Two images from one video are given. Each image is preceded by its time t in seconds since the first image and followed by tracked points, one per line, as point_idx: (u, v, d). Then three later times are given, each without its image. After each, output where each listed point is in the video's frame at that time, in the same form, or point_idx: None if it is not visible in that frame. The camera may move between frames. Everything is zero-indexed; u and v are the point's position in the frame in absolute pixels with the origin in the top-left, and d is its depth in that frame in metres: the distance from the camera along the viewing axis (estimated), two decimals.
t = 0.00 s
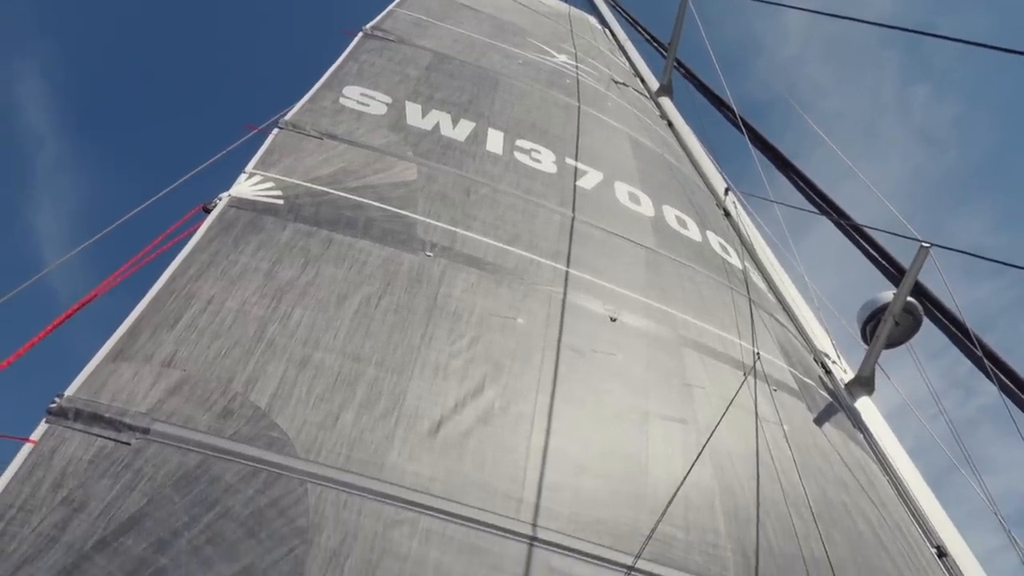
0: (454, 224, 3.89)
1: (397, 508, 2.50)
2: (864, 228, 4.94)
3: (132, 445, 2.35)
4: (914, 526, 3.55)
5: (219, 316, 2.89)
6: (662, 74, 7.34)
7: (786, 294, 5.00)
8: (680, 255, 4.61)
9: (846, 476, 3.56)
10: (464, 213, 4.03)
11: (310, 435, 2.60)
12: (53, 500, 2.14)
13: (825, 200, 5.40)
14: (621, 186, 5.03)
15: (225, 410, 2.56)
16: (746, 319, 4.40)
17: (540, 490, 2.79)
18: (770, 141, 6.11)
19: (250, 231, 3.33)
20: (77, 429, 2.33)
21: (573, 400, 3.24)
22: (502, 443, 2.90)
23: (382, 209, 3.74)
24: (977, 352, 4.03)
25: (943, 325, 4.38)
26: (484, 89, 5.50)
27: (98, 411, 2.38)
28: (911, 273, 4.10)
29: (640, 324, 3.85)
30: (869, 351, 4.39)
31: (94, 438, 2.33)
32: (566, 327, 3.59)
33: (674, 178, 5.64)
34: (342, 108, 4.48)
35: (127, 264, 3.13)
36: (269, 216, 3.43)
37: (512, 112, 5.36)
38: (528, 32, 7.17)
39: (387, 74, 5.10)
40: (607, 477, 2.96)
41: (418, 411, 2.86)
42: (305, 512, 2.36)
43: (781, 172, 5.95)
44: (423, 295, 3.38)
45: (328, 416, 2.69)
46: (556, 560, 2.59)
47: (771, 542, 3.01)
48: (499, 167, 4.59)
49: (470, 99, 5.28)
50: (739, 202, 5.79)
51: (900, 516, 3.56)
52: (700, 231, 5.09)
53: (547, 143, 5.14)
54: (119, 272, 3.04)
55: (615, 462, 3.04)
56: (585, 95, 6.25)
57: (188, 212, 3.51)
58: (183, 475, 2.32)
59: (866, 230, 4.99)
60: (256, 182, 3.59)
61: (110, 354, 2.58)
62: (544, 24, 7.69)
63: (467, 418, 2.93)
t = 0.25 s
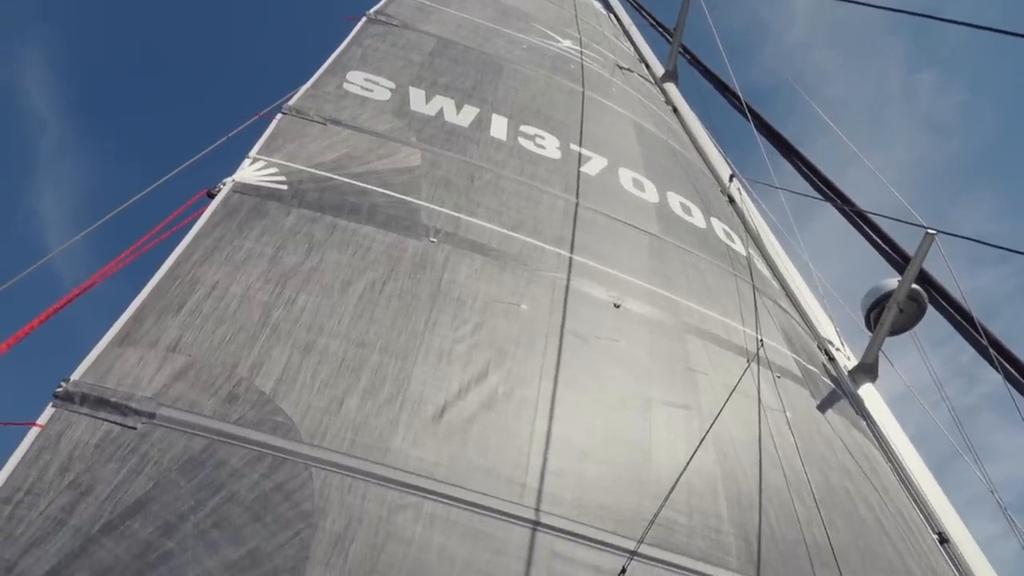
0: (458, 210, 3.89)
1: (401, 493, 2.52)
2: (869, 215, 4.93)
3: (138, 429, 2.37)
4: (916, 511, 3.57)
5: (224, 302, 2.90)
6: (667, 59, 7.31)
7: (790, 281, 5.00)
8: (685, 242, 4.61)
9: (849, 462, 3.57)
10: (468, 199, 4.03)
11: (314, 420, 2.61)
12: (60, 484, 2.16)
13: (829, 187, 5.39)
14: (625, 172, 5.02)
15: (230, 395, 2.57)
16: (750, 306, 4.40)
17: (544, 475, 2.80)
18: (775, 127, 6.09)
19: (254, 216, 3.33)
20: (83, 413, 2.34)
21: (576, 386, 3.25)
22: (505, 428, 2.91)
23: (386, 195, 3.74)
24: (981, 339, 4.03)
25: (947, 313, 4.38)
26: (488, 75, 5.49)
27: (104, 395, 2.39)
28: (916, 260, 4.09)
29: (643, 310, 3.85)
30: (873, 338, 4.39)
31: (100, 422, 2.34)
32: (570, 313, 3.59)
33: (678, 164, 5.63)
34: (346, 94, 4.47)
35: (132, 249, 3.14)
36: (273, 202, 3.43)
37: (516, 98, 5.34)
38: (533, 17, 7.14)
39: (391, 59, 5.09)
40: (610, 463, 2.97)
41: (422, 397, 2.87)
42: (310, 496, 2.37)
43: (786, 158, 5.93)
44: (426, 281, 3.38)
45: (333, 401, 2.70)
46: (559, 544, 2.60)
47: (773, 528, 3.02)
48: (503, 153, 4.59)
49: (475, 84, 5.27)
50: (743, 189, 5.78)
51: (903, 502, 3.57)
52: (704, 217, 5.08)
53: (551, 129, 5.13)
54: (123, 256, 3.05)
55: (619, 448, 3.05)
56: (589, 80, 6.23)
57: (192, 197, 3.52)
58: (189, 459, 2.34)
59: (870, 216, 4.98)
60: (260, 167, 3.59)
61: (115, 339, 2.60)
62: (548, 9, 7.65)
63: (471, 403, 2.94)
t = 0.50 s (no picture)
0: (463, 192, 3.89)
1: (405, 473, 2.53)
2: (874, 198, 4.91)
3: (145, 410, 2.38)
4: (919, 494, 3.58)
5: (229, 283, 2.90)
6: (673, 40, 7.27)
7: (794, 264, 4.99)
8: (689, 225, 4.60)
9: (852, 445, 3.58)
10: (473, 181, 4.02)
11: (319, 401, 2.62)
12: (67, 463, 2.18)
13: (835, 169, 5.37)
14: (630, 155, 5.01)
15: (235, 376, 2.58)
16: (754, 289, 4.40)
17: (548, 456, 2.82)
18: (780, 109, 6.07)
19: (259, 198, 3.33)
20: (90, 393, 2.36)
21: (580, 369, 3.25)
22: (509, 410, 2.92)
23: (390, 176, 3.74)
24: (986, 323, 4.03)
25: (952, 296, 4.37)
26: (492, 56, 5.46)
27: (110, 375, 2.41)
28: (921, 244, 4.08)
29: (647, 293, 3.85)
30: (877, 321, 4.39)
31: (106, 402, 2.36)
32: (574, 295, 3.60)
33: (683, 147, 5.61)
34: (350, 75, 4.46)
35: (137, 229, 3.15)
36: (277, 183, 3.43)
37: (520, 80, 5.32)
38: None
39: (395, 40, 5.06)
40: (613, 444, 2.99)
41: (426, 378, 2.88)
42: (315, 477, 2.39)
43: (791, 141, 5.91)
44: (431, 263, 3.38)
45: (338, 383, 2.71)
46: (563, 525, 2.62)
47: (775, 509, 3.04)
48: (507, 135, 4.58)
49: (479, 66, 5.25)
50: (748, 172, 5.76)
51: (905, 484, 3.58)
52: (709, 200, 5.07)
53: (556, 111, 5.11)
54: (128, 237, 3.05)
55: (622, 430, 3.07)
56: (594, 62, 6.20)
57: (196, 179, 3.52)
58: (195, 439, 2.35)
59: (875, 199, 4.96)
60: (264, 149, 3.59)
61: (121, 320, 2.61)
62: None
63: (475, 385, 2.95)
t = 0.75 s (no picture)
0: (466, 173, 3.88)
1: (409, 453, 2.55)
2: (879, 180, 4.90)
3: (150, 389, 2.40)
4: (919, 476, 3.60)
5: (233, 264, 2.91)
6: (678, 20, 7.22)
7: (798, 246, 4.99)
8: (693, 206, 4.59)
9: (854, 426, 3.59)
10: (476, 162, 4.01)
11: (324, 381, 2.63)
12: (74, 441, 2.19)
13: (839, 151, 5.35)
14: (634, 136, 4.99)
15: (240, 355, 2.59)
16: (758, 271, 4.40)
17: (551, 437, 2.83)
18: (786, 90, 6.04)
19: (262, 178, 3.33)
20: (96, 372, 2.37)
21: (583, 350, 3.26)
22: (512, 390, 2.93)
23: (394, 157, 3.73)
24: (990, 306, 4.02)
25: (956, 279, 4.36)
26: (496, 36, 5.43)
27: (115, 354, 2.42)
28: (926, 226, 4.07)
29: (651, 274, 3.85)
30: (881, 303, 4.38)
31: (112, 381, 2.37)
32: (577, 276, 3.60)
33: (687, 128, 5.59)
34: (353, 55, 4.44)
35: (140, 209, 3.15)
36: (281, 164, 3.42)
37: (524, 60, 5.30)
38: None
39: (398, 20, 5.04)
40: (616, 425, 3.00)
41: (430, 359, 2.89)
42: (320, 456, 2.40)
43: (796, 121, 5.88)
44: (434, 244, 3.38)
45: (342, 363, 2.72)
46: (565, 505, 2.63)
47: (777, 489, 3.05)
48: (511, 116, 4.56)
49: (483, 46, 5.22)
50: (753, 153, 5.74)
51: (906, 466, 3.59)
52: (713, 181, 5.06)
53: (560, 91, 5.09)
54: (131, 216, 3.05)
55: (625, 411, 3.08)
56: (598, 42, 6.16)
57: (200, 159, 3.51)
58: (200, 418, 2.36)
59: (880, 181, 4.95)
60: (267, 129, 3.58)
61: (126, 299, 2.62)
62: None
63: (478, 365, 2.96)
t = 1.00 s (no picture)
0: (469, 152, 3.87)
1: (412, 431, 2.56)
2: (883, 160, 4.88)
3: (154, 366, 2.41)
4: (919, 455, 3.62)
5: (235, 242, 2.91)
6: None
7: (801, 226, 4.98)
8: (696, 186, 4.58)
9: (855, 406, 3.60)
10: (479, 140, 4.00)
11: (327, 359, 2.64)
12: (79, 418, 2.21)
13: (844, 130, 5.33)
14: (637, 115, 4.97)
15: (243, 333, 2.60)
16: (761, 251, 4.39)
17: (553, 415, 2.84)
18: (790, 69, 6.00)
19: (265, 156, 3.32)
20: (100, 349, 2.39)
21: (585, 329, 3.26)
22: (515, 369, 2.94)
23: (396, 135, 3.72)
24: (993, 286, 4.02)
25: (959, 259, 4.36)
26: (499, 13, 5.40)
27: (119, 332, 2.43)
28: (930, 206, 4.06)
29: (653, 254, 3.85)
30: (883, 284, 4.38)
31: (116, 359, 2.38)
32: (579, 255, 3.60)
33: (691, 106, 5.56)
34: (355, 32, 4.41)
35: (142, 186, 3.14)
36: (283, 142, 3.42)
37: (528, 37, 5.26)
38: None
39: None
40: (618, 404, 3.01)
41: (432, 337, 2.89)
42: (323, 433, 2.42)
43: (800, 100, 5.85)
44: (437, 223, 3.38)
45: (345, 341, 2.73)
46: (567, 483, 2.65)
47: (777, 468, 3.07)
48: (514, 94, 4.54)
49: (486, 23, 5.19)
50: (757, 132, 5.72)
51: (906, 446, 3.61)
52: (717, 160, 5.04)
53: (563, 69, 5.06)
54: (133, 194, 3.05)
55: (627, 389, 3.08)
56: (602, 19, 6.12)
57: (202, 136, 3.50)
58: (204, 395, 2.38)
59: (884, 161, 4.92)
60: (269, 106, 3.57)
61: (129, 277, 2.62)
62: None
63: (481, 344, 2.96)
